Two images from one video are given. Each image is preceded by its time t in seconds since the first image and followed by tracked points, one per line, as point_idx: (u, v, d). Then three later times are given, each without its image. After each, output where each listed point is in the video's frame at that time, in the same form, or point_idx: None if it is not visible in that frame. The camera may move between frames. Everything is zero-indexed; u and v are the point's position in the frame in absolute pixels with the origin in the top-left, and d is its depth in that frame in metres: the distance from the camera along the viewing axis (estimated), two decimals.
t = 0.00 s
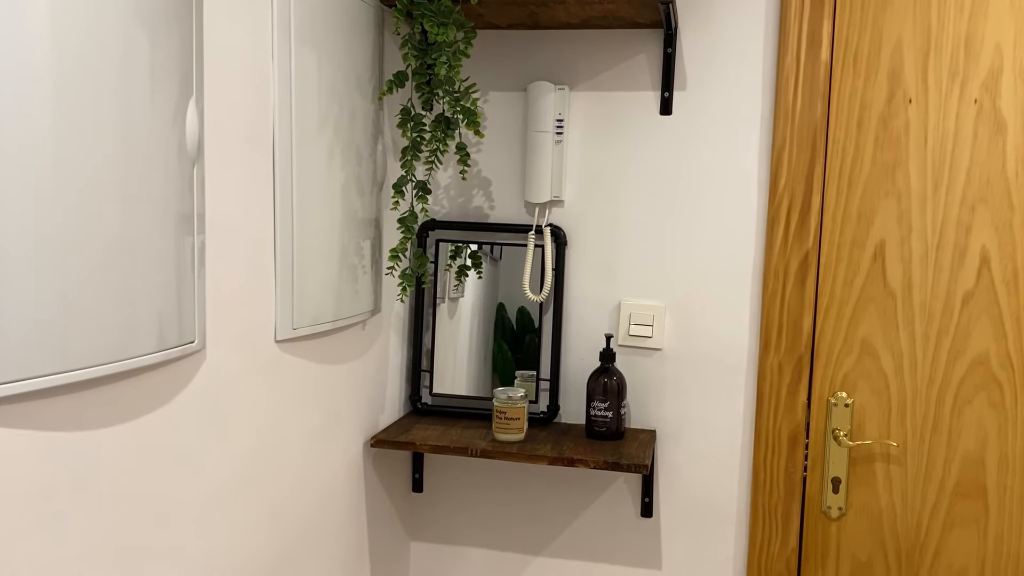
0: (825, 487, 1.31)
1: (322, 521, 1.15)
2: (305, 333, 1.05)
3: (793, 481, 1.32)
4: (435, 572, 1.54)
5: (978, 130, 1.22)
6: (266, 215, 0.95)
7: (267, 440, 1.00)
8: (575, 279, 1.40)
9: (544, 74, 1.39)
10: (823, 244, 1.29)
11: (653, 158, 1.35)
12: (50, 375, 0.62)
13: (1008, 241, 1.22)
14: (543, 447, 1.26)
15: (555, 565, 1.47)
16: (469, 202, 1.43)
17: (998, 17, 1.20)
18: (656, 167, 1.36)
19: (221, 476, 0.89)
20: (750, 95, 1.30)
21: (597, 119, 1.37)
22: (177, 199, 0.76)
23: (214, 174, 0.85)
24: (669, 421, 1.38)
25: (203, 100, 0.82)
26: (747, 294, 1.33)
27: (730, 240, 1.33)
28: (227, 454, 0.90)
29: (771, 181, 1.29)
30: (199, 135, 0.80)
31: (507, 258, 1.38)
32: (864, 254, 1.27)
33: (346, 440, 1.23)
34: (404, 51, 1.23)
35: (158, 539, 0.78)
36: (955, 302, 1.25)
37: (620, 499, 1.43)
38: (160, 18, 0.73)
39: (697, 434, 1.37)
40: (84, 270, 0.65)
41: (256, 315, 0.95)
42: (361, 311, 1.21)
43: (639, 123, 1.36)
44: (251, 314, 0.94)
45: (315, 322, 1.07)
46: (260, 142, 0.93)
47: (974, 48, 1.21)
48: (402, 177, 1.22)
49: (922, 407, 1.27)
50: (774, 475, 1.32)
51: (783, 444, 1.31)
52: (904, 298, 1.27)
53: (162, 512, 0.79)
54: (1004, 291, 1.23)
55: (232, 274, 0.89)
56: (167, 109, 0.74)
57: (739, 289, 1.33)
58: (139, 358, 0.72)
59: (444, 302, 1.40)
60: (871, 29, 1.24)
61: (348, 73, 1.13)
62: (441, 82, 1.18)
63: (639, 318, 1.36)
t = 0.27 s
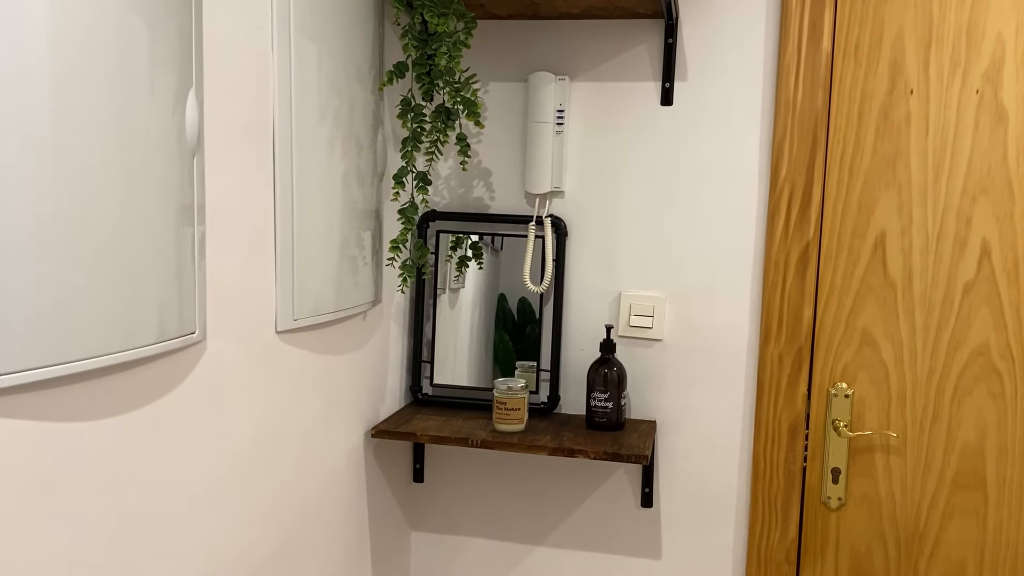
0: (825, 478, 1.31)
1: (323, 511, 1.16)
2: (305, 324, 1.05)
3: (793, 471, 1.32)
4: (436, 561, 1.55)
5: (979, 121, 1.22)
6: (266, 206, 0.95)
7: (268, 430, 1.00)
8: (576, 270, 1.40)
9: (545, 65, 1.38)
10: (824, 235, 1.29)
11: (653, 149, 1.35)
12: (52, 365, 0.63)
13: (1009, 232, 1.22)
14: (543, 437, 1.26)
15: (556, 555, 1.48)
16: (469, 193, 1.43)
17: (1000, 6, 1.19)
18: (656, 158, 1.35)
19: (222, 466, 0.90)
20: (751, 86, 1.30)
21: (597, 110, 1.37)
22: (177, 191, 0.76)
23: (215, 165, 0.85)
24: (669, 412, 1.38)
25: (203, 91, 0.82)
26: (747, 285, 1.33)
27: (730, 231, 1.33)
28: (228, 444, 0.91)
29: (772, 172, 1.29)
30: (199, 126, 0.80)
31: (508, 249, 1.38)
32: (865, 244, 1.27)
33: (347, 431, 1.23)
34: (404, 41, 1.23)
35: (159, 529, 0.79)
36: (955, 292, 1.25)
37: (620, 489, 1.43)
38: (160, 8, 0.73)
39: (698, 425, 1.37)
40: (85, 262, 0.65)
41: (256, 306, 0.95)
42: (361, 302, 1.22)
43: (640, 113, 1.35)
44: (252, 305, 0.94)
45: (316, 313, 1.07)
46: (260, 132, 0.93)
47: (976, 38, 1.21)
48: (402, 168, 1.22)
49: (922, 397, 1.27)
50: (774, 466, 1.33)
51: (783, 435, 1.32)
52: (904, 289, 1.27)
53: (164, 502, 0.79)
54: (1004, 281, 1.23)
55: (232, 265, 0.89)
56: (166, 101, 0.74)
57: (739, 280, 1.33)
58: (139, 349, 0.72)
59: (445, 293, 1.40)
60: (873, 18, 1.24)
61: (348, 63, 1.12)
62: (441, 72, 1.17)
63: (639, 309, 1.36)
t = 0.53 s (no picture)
0: (825, 470, 1.32)
1: (324, 503, 1.16)
2: (306, 317, 1.05)
3: (793, 464, 1.32)
4: (436, 553, 1.55)
5: (980, 113, 1.21)
6: (266, 198, 0.95)
7: (269, 423, 1.00)
8: (576, 263, 1.40)
9: (545, 57, 1.38)
10: (824, 228, 1.28)
11: (654, 141, 1.35)
12: (54, 358, 0.63)
13: (1010, 225, 1.22)
14: (543, 430, 1.26)
15: (556, 547, 1.49)
16: (470, 186, 1.43)
17: None
18: (657, 150, 1.35)
19: (223, 458, 0.90)
20: (752, 78, 1.30)
21: (598, 103, 1.37)
22: (177, 183, 0.76)
23: (215, 157, 0.85)
24: (669, 404, 1.39)
25: (203, 83, 0.82)
26: (747, 277, 1.33)
27: (731, 224, 1.33)
28: (229, 437, 0.91)
29: (772, 164, 1.29)
30: (199, 118, 0.80)
31: (508, 242, 1.38)
32: (865, 237, 1.27)
33: (348, 423, 1.24)
34: (404, 33, 1.23)
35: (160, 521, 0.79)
36: (956, 285, 1.25)
37: (620, 481, 1.44)
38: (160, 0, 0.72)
39: (698, 417, 1.38)
40: (87, 254, 0.65)
41: (257, 299, 0.95)
42: (362, 295, 1.22)
43: (641, 106, 1.35)
44: (252, 297, 0.94)
45: (317, 306, 1.07)
46: (260, 124, 0.93)
47: (977, 30, 1.20)
48: (402, 161, 1.22)
49: (921, 390, 1.27)
50: (774, 459, 1.33)
51: (783, 427, 1.32)
52: (905, 282, 1.27)
53: (165, 494, 0.80)
54: (1005, 274, 1.23)
55: (233, 257, 0.89)
56: (167, 94, 0.74)
57: (739, 273, 1.33)
58: (140, 341, 0.73)
59: (446, 285, 1.40)
60: (874, 11, 1.23)
61: (348, 56, 1.12)
62: (441, 65, 1.17)
63: (639, 302, 1.37)
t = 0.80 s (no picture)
0: (829, 463, 1.32)
1: (328, 495, 1.17)
2: (310, 309, 1.05)
3: (796, 457, 1.32)
4: (440, 545, 1.56)
5: (986, 106, 1.21)
6: (270, 191, 0.95)
7: (273, 415, 1.00)
8: (580, 256, 1.40)
9: (549, 49, 1.37)
10: (829, 220, 1.28)
11: (658, 134, 1.35)
12: (58, 349, 0.63)
13: (1016, 217, 1.21)
14: (547, 422, 1.26)
15: (559, 539, 1.49)
16: (473, 178, 1.43)
17: None
18: (661, 143, 1.35)
19: (228, 450, 0.90)
20: (757, 70, 1.29)
21: (602, 95, 1.36)
22: (182, 175, 0.76)
23: (219, 149, 0.85)
24: (673, 397, 1.39)
25: (207, 75, 0.81)
26: (752, 270, 1.32)
27: (735, 216, 1.32)
28: (233, 429, 0.91)
29: (777, 157, 1.28)
30: (203, 110, 0.80)
31: (512, 234, 1.37)
32: (870, 230, 1.27)
33: (352, 415, 1.24)
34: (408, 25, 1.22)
35: (165, 512, 0.79)
36: (961, 278, 1.24)
37: (624, 474, 1.44)
38: None
39: (702, 410, 1.38)
40: (91, 246, 0.65)
41: (261, 291, 0.95)
42: (365, 287, 1.22)
43: (645, 98, 1.35)
44: (256, 290, 0.94)
45: (320, 299, 1.07)
46: (264, 116, 0.93)
47: (984, 22, 1.19)
48: (406, 153, 1.22)
49: (926, 383, 1.27)
50: (778, 451, 1.33)
51: (787, 420, 1.32)
52: (910, 275, 1.26)
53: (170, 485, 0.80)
54: (1011, 267, 1.22)
55: (237, 250, 0.90)
56: (170, 86, 0.74)
57: (743, 265, 1.33)
58: (145, 333, 0.73)
59: (449, 279, 1.40)
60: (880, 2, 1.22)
61: (352, 48, 1.12)
62: (445, 57, 1.17)
63: (643, 295, 1.36)
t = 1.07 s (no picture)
0: (829, 459, 1.32)
1: (329, 490, 1.17)
2: (311, 304, 1.05)
3: (797, 452, 1.32)
4: (441, 540, 1.56)
5: (989, 101, 1.20)
6: (271, 185, 0.95)
7: (274, 410, 1.00)
8: (581, 251, 1.40)
9: (551, 44, 1.37)
10: (831, 216, 1.28)
11: (660, 129, 1.34)
12: (59, 344, 0.63)
13: (1018, 213, 1.21)
14: (548, 418, 1.26)
15: (560, 534, 1.49)
16: (474, 173, 1.43)
17: None
18: (663, 138, 1.34)
19: (229, 444, 0.90)
20: (759, 65, 1.29)
21: (603, 90, 1.36)
22: (182, 170, 0.76)
23: (220, 144, 0.85)
24: (674, 392, 1.39)
25: (208, 69, 0.81)
26: (753, 265, 1.32)
27: (736, 212, 1.32)
28: (235, 423, 0.91)
29: (779, 152, 1.28)
30: (204, 104, 0.80)
31: (513, 229, 1.37)
32: (872, 225, 1.27)
33: (353, 410, 1.24)
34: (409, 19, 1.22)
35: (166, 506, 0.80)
36: (962, 273, 1.24)
37: (625, 469, 1.44)
38: None
39: (702, 405, 1.38)
40: (92, 240, 0.65)
41: (262, 286, 0.95)
42: (366, 282, 1.22)
43: (646, 93, 1.34)
44: (257, 284, 0.94)
45: (321, 294, 1.07)
46: (265, 111, 0.93)
47: (987, 17, 1.19)
48: (407, 148, 1.22)
49: (927, 379, 1.27)
50: (779, 447, 1.33)
51: (788, 415, 1.32)
52: (911, 270, 1.26)
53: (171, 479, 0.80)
54: (1013, 263, 1.22)
55: (238, 245, 0.89)
56: (171, 80, 0.74)
57: (745, 261, 1.33)
58: (145, 328, 0.73)
59: (450, 274, 1.40)
60: None
61: (353, 42, 1.11)
62: (447, 51, 1.17)
63: (644, 290, 1.36)
